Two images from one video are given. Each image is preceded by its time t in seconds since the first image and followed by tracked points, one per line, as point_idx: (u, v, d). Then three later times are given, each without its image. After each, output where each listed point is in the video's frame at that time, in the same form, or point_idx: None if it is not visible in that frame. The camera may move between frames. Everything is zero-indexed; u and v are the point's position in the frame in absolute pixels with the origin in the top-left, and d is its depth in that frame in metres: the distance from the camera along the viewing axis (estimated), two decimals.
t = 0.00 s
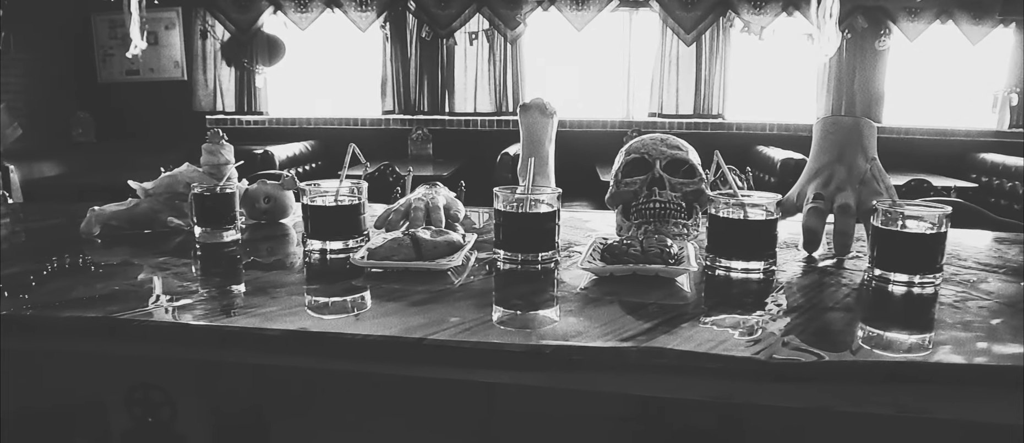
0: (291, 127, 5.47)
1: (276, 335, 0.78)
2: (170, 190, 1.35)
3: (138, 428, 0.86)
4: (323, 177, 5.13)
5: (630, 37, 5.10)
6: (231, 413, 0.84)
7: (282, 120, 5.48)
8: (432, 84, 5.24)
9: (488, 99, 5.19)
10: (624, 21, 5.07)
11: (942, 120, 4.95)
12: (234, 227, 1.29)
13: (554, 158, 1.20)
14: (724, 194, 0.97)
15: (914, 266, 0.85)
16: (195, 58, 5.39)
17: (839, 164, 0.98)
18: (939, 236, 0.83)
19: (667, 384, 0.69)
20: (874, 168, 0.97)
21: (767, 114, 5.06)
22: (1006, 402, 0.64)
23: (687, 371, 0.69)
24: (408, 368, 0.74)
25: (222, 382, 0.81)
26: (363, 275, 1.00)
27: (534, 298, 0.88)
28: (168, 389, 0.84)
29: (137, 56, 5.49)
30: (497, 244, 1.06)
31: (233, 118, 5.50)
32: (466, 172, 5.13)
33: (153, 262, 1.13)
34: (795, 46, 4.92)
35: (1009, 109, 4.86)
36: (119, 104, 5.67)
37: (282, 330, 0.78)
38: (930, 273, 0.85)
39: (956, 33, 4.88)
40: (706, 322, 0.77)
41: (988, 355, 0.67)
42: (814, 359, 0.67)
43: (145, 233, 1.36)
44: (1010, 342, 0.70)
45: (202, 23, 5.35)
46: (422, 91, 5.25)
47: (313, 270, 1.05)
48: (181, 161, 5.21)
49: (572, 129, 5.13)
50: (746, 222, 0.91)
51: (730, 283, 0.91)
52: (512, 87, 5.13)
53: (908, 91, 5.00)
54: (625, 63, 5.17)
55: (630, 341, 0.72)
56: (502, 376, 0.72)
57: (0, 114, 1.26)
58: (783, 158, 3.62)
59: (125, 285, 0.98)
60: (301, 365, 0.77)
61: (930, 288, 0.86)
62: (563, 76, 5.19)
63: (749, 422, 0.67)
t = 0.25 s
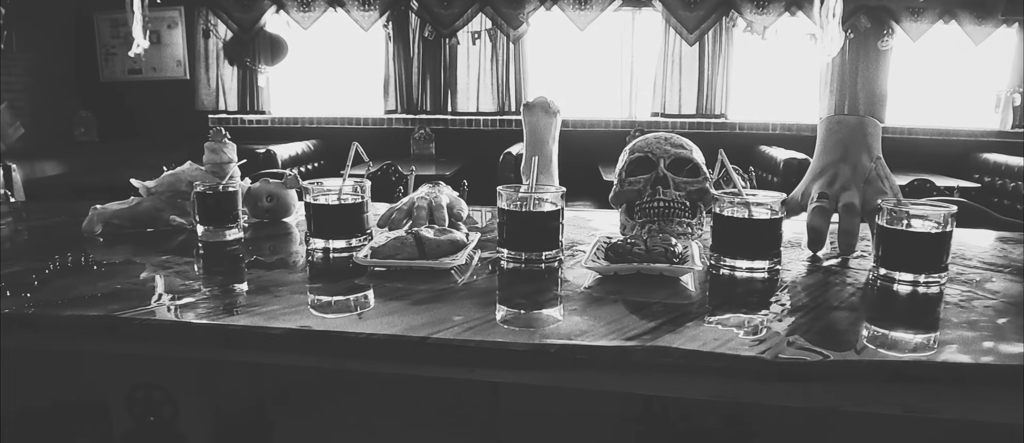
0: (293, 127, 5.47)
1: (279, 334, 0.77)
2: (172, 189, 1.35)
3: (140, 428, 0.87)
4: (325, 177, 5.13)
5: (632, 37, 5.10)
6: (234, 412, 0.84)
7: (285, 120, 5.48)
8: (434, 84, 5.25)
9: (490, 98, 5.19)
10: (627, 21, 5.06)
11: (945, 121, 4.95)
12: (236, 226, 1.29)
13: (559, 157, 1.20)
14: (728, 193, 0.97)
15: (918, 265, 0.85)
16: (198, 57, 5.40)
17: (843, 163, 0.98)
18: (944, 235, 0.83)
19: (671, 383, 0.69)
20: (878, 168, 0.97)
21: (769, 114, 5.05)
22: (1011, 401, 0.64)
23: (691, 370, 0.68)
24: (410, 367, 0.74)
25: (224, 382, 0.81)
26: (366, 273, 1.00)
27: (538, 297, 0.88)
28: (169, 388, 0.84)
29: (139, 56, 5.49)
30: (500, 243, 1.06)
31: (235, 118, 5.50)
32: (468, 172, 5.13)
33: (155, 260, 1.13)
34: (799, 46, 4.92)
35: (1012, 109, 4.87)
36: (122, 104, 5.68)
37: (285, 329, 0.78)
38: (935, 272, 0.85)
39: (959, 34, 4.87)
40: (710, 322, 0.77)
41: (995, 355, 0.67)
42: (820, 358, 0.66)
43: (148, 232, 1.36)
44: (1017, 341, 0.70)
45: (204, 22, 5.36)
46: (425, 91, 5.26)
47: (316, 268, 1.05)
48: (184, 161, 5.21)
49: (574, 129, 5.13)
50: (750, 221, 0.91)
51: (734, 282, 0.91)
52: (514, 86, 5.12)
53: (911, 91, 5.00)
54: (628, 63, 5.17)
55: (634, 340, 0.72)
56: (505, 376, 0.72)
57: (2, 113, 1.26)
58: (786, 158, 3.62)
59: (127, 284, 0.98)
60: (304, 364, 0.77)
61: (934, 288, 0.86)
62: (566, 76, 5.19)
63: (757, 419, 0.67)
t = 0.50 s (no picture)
0: (294, 127, 5.47)
1: (277, 335, 0.77)
2: (172, 189, 1.35)
3: (139, 428, 0.86)
4: (325, 177, 5.13)
5: (633, 37, 5.10)
6: (234, 411, 0.83)
7: (285, 120, 5.49)
8: (435, 84, 5.25)
9: (490, 99, 5.19)
10: (627, 21, 5.06)
11: (945, 121, 4.96)
12: (236, 227, 1.29)
13: (559, 156, 1.20)
14: (729, 193, 0.97)
15: (919, 266, 0.85)
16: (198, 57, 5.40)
17: (844, 163, 0.98)
18: (945, 236, 0.83)
19: (671, 384, 0.69)
20: (880, 168, 0.97)
21: (770, 114, 5.05)
22: (1011, 402, 0.64)
23: (692, 371, 0.68)
24: (411, 367, 0.73)
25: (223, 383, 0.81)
26: (366, 274, 1.00)
27: (538, 298, 0.88)
28: (170, 389, 0.84)
29: (139, 56, 5.49)
30: (500, 243, 1.05)
31: (236, 118, 5.51)
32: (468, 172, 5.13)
33: (154, 261, 1.13)
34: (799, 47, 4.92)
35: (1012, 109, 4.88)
36: (122, 104, 5.68)
37: (283, 329, 0.77)
38: (935, 273, 0.85)
39: (960, 34, 4.87)
40: (711, 322, 0.77)
41: (997, 355, 0.66)
42: (821, 359, 0.66)
43: (147, 232, 1.36)
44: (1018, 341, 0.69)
45: (205, 23, 5.36)
46: (425, 91, 5.26)
47: (316, 269, 1.04)
48: (184, 161, 5.21)
49: (575, 129, 5.13)
50: (750, 222, 0.90)
51: (735, 282, 0.91)
52: (515, 86, 5.12)
53: (912, 91, 5.00)
54: (628, 63, 5.17)
55: (634, 341, 0.71)
56: (505, 377, 0.72)
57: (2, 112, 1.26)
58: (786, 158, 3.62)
59: (126, 285, 0.98)
60: (302, 365, 0.76)
61: (935, 289, 0.85)
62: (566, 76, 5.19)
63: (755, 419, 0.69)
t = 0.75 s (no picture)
0: (293, 127, 5.48)
1: (274, 334, 0.77)
2: (170, 189, 1.35)
3: (138, 428, 0.86)
4: (324, 176, 5.13)
5: (632, 37, 5.10)
6: (233, 411, 0.83)
7: (285, 120, 5.49)
8: (434, 84, 5.25)
9: (489, 98, 5.19)
10: (626, 21, 5.06)
11: (945, 120, 4.95)
12: (234, 226, 1.29)
13: (557, 156, 1.20)
14: (727, 192, 0.97)
15: (917, 265, 0.85)
16: (197, 57, 5.40)
17: (842, 162, 0.97)
18: (944, 235, 0.83)
19: (670, 383, 0.69)
20: (878, 167, 0.97)
21: (770, 114, 5.05)
22: (1010, 401, 0.64)
23: (691, 370, 0.68)
24: (409, 367, 0.73)
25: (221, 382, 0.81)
26: (364, 274, 1.00)
27: (536, 297, 0.88)
28: (169, 388, 0.84)
29: (138, 56, 5.48)
30: (499, 243, 1.05)
31: (235, 118, 5.50)
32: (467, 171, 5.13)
33: (152, 260, 1.13)
34: (798, 46, 4.91)
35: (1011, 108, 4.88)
36: (121, 104, 5.68)
37: (281, 328, 0.77)
38: (934, 272, 0.85)
39: (959, 33, 4.87)
40: (709, 321, 0.77)
41: (996, 354, 0.66)
42: (820, 358, 0.66)
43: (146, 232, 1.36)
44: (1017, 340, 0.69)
45: (204, 22, 5.36)
46: (424, 90, 5.25)
47: (314, 268, 1.04)
48: (183, 161, 5.21)
49: (574, 128, 5.13)
50: (749, 221, 0.90)
51: (733, 281, 0.91)
52: (514, 86, 5.12)
53: (911, 91, 5.00)
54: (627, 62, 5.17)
55: (632, 340, 0.71)
56: (503, 376, 0.72)
57: None
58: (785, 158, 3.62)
59: (124, 284, 0.98)
60: (300, 364, 0.76)
61: (934, 288, 0.85)
62: (566, 75, 5.19)
63: (756, 416, 0.69)
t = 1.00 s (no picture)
0: (292, 127, 5.48)
1: (271, 335, 0.77)
2: (168, 189, 1.35)
3: (136, 428, 0.86)
4: (324, 177, 5.13)
5: (632, 36, 5.09)
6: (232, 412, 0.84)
7: (284, 120, 5.49)
8: (433, 85, 5.25)
9: (489, 99, 5.20)
10: (625, 21, 5.06)
11: (945, 120, 4.95)
12: (233, 226, 1.29)
13: (555, 156, 1.20)
14: (724, 192, 0.97)
15: (915, 264, 0.85)
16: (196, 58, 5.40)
17: (840, 163, 0.98)
18: (941, 235, 0.83)
19: (667, 383, 0.69)
20: (876, 168, 0.97)
21: (769, 114, 5.05)
22: (1006, 402, 0.64)
23: (689, 370, 0.68)
24: (407, 367, 0.73)
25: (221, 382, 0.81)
26: (362, 274, 1.00)
27: (533, 297, 0.88)
28: (167, 389, 0.84)
29: (138, 56, 5.49)
30: (497, 243, 1.06)
31: (235, 118, 5.50)
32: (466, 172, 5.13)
33: (151, 261, 1.13)
34: (798, 46, 4.91)
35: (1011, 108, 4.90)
36: (123, 105, 5.66)
37: (278, 329, 0.77)
38: (932, 272, 0.85)
39: (959, 33, 4.87)
40: (707, 321, 0.77)
41: (993, 355, 0.66)
42: (817, 358, 0.66)
43: (145, 232, 1.36)
44: (1012, 341, 0.69)
45: (203, 23, 5.36)
46: (423, 90, 5.25)
47: (312, 269, 1.04)
48: (182, 162, 5.21)
49: (573, 129, 5.13)
50: (746, 221, 0.90)
51: (731, 282, 0.91)
52: (513, 86, 5.12)
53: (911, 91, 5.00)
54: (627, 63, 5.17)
55: (628, 341, 0.71)
56: (500, 376, 0.72)
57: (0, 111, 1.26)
58: (785, 158, 3.62)
59: (122, 285, 0.98)
60: (297, 364, 0.76)
61: (931, 288, 0.85)
62: (565, 76, 5.19)
63: (755, 416, 0.69)
